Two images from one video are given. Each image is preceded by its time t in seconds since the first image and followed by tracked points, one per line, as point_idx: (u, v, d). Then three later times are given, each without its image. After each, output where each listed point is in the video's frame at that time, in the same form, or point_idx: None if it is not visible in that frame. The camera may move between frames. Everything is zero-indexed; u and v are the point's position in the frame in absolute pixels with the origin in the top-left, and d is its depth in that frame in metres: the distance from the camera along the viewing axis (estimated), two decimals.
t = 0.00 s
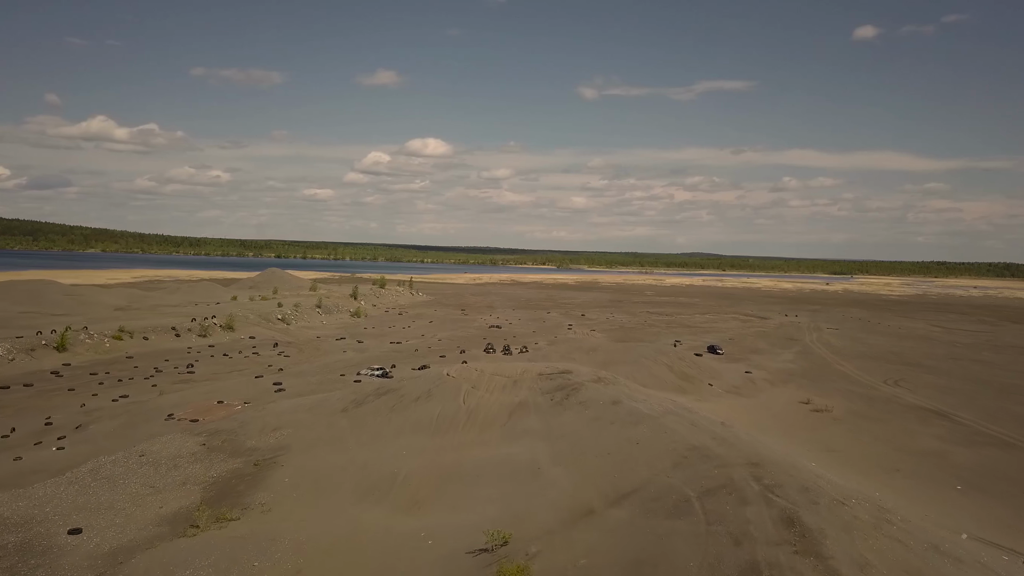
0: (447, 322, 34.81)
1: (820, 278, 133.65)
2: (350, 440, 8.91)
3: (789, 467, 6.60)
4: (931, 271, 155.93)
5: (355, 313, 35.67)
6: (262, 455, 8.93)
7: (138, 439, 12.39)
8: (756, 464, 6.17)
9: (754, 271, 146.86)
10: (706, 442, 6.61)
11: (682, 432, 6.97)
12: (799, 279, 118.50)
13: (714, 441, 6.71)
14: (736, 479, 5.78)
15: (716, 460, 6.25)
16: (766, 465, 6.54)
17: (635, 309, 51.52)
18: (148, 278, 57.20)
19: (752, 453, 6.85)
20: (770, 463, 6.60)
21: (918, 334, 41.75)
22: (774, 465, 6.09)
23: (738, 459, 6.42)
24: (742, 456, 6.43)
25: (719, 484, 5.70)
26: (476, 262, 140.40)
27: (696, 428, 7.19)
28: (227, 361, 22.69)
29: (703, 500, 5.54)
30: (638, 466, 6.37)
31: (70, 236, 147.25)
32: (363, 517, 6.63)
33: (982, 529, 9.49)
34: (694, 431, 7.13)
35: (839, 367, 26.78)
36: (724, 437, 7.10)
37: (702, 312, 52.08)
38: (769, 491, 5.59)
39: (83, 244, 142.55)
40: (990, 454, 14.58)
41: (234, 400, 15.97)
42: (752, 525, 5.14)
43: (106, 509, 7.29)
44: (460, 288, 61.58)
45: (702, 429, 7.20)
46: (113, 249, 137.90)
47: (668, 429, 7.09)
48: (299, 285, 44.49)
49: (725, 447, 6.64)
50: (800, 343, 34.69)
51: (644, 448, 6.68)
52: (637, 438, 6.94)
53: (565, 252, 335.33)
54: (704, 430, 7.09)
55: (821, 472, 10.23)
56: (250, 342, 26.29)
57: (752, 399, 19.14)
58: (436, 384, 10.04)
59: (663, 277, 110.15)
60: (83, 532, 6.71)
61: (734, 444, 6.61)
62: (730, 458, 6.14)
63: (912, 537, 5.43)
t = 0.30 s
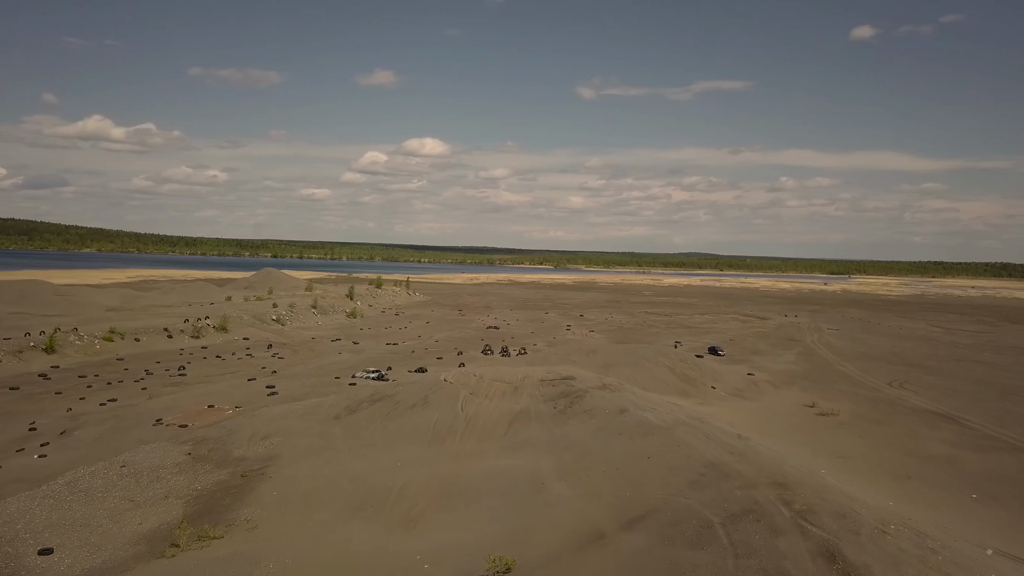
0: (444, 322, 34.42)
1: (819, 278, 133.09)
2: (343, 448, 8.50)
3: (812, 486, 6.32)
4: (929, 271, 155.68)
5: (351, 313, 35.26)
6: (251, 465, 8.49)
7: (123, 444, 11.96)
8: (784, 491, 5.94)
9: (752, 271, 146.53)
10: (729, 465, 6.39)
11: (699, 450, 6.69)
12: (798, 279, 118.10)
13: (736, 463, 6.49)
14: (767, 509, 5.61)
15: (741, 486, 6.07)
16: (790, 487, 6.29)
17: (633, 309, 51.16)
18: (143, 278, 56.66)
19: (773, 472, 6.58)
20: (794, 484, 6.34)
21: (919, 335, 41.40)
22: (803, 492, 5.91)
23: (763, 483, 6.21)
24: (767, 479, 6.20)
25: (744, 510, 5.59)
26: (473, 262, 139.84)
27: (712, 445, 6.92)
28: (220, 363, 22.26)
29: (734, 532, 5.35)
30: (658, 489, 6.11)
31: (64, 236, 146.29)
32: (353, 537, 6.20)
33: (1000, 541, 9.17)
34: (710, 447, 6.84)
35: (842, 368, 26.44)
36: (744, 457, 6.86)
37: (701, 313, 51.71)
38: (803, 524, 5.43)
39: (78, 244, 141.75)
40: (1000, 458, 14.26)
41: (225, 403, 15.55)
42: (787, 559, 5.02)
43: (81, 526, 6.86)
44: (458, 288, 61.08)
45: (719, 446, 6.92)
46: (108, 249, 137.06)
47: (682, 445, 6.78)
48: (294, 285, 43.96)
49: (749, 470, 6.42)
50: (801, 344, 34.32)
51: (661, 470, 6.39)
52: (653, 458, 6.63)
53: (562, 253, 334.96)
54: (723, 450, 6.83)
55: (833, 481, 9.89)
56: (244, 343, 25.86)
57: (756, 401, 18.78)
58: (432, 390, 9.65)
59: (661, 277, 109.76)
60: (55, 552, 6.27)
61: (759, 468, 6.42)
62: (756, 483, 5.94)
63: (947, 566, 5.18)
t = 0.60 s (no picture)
0: (443, 323, 33.99)
1: (817, 278, 132.68)
2: (335, 457, 8.11)
3: (844, 509, 5.98)
4: (928, 271, 155.51)
5: (347, 313, 34.84)
6: (237, 477, 8.04)
7: (108, 451, 11.50)
8: (818, 519, 5.61)
9: (751, 271, 146.20)
10: (756, 488, 6.08)
11: (719, 471, 6.38)
12: (796, 279, 117.75)
13: (764, 486, 6.18)
14: (806, 542, 5.31)
15: (773, 513, 5.77)
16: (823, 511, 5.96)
17: (632, 310, 50.82)
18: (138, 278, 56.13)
19: (802, 494, 6.24)
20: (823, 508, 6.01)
21: (922, 336, 41.00)
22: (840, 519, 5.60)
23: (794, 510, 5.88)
24: (798, 504, 5.88)
25: (777, 540, 5.33)
26: (471, 262, 139.34)
27: (733, 463, 6.62)
28: (213, 365, 21.79)
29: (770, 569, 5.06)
30: (682, 519, 5.79)
31: (60, 236, 145.30)
32: (346, 557, 5.80)
33: None
34: (730, 466, 6.53)
35: (845, 370, 26.05)
36: (770, 476, 6.53)
37: (701, 313, 51.30)
38: (846, 558, 5.14)
39: (75, 242, 140.93)
40: (1013, 464, 13.88)
41: (215, 408, 15.09)
42: None
43: (54, 545, 6.42)
44: (456, 288, 60.57)
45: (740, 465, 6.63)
46: (105, 249, 136.24)
47: (699, 466, 6.47)
48: (289, 285, 43.45)
49: (778, 493, 6.12)
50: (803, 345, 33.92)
51: (679, 496, 6.07)
52: (671, 481, 6.32)
53: (560, 253, 334.70)
54: (747, 469, 6.52)
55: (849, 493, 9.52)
56: (237, 345, 25.40)
57: (761, 404, 18.38)
58: (428, 396, 9.26)
59: (659, 277, 109.32)
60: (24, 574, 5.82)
61: (789, 490, 6.11)
62: (790, 510, 5.63)
63: None
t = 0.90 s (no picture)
0: (440, 323, 33.56)
1: (817, 278, 131.81)
2: (327, 469, 7.70)
3: (878, 539, 5.66)
4: (926, 271, 155.35)
5: (343, 314, 34.38)
6: (223, 490, 7.61)
7: (91, 458, 11.04)
8: (854, 551, 5.29)
9: (749, 271, 145.92)
10: (786, 516, 5.78)
11: (743, 499, 6.14)
12: (794, 279, 117.47)
13: (792, 513, 5.87)
14: None
15: (806, 544, 5.44)
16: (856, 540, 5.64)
17: (631, 310, 50.47)
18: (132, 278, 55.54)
19: (833, 521, 5.91)
20: (857, 536, 5.69)
21: (924, 336, 40.67)
22: (885, 552, 5.27)
23: (828, 539, 5.56)
24: (832, 534, 5.56)
25: None
26: (469, 262, 138.88)
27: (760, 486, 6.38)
28: (205, 367, 21.32)
29: None
30: (707, 550, 5.51)
31: (55, 236, 144.37)
32: None
33: None
34: (754, 490, 6.26)
35: (849, 372, 25.69)
36: (800, 503, 6.19)
37: (700, 313, 50.91)
38: None
39: (71, 242, 140.07)
40: None
41: (206, 413, 14.64)
42: None
43: (26, 568, 5.97)
44: (453, 288, 60.07)
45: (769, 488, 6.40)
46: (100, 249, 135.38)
47: (722, 490, 6.22)
48: (284, 285, 42.91)
49: (808, 521, 5.83)
50: (804, 346, 33.55)
51: (703, 525, 5.80)
52: (694, 507, 6.06)
53: (558, 253, 334.46)
54: (774, 494, 6.21)
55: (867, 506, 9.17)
56: (231, 346, 24.94)
57: (766, 407, 17.99)
58: (425, 403, 8.90)
59: (657, 277, 108.95)
60: None
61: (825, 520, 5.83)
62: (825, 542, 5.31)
63: None
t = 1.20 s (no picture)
0: (438, 324, 33.14)
1: (815, 278, 131.55)
2: (319, 482, 7.27)
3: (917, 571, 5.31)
4: (923, 271, 155.26)
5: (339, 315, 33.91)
6: (208, 505, 7.16)
7: (75, 467, 10.58)
8: None
9: (747, 271, 145.64)
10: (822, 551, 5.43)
11: (769, 530, 5.76)
12: (792, 279, 117.27)
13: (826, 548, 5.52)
14: None
15: None
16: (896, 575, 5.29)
17: (630, 310, 50.10)
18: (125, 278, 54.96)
19: (868, 552, 5.55)
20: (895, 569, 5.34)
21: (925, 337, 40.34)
22: None
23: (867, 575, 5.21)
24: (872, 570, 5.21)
25: None
26: (466, 262, 138.45)
27: (785, 517, 5.99)
28: (197, 370, 20.84)
29: None
30: None
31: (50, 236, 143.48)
32: None
33: None
34: (783, 519, 5.94)
35: (853, 374, 25.32)
36: (829, 533, 5.82)
37: (699, 314, 50.56)
38: None
39: (66, 241, 139.26)
40: None
41: (196, 418, 14.17)
42: None
43: None
44: (450, 288, 59.59)
45: (794, 520, 6.01)
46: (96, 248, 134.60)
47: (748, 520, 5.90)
48: (280, 286, 42.40)
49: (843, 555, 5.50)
50: (806, 347, 33.17)
51: (728, 560, 5.42)
52: (719, 537, 5.73)
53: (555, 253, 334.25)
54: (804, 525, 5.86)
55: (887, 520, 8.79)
56: (225, 348, 24.47)
57: (772, 411, 17.58)
58: (423, 410, 8.47)
59: (655, 277, 108.67)
60: None
61: (862, 556, 5.45)
62: None
63: None
